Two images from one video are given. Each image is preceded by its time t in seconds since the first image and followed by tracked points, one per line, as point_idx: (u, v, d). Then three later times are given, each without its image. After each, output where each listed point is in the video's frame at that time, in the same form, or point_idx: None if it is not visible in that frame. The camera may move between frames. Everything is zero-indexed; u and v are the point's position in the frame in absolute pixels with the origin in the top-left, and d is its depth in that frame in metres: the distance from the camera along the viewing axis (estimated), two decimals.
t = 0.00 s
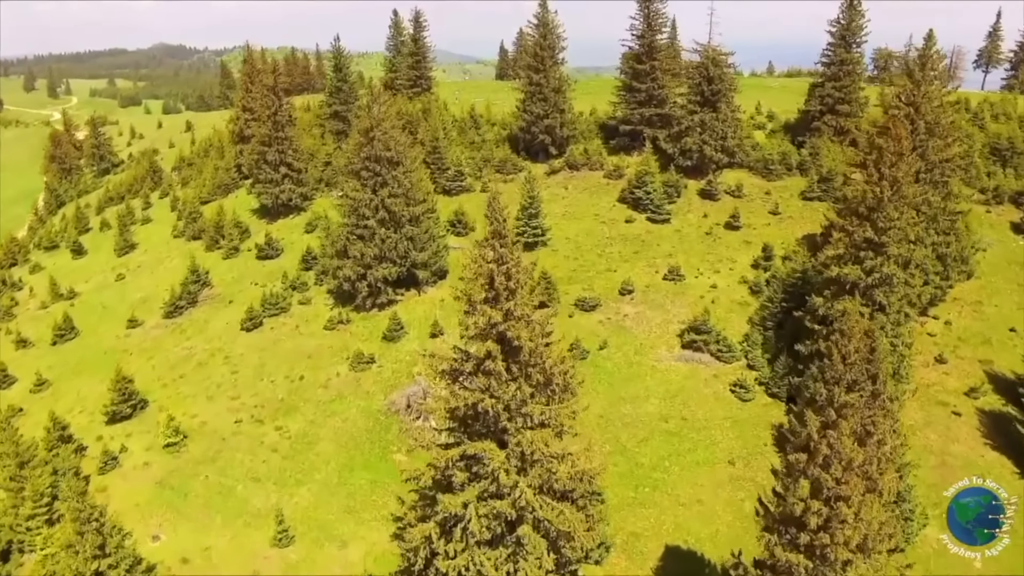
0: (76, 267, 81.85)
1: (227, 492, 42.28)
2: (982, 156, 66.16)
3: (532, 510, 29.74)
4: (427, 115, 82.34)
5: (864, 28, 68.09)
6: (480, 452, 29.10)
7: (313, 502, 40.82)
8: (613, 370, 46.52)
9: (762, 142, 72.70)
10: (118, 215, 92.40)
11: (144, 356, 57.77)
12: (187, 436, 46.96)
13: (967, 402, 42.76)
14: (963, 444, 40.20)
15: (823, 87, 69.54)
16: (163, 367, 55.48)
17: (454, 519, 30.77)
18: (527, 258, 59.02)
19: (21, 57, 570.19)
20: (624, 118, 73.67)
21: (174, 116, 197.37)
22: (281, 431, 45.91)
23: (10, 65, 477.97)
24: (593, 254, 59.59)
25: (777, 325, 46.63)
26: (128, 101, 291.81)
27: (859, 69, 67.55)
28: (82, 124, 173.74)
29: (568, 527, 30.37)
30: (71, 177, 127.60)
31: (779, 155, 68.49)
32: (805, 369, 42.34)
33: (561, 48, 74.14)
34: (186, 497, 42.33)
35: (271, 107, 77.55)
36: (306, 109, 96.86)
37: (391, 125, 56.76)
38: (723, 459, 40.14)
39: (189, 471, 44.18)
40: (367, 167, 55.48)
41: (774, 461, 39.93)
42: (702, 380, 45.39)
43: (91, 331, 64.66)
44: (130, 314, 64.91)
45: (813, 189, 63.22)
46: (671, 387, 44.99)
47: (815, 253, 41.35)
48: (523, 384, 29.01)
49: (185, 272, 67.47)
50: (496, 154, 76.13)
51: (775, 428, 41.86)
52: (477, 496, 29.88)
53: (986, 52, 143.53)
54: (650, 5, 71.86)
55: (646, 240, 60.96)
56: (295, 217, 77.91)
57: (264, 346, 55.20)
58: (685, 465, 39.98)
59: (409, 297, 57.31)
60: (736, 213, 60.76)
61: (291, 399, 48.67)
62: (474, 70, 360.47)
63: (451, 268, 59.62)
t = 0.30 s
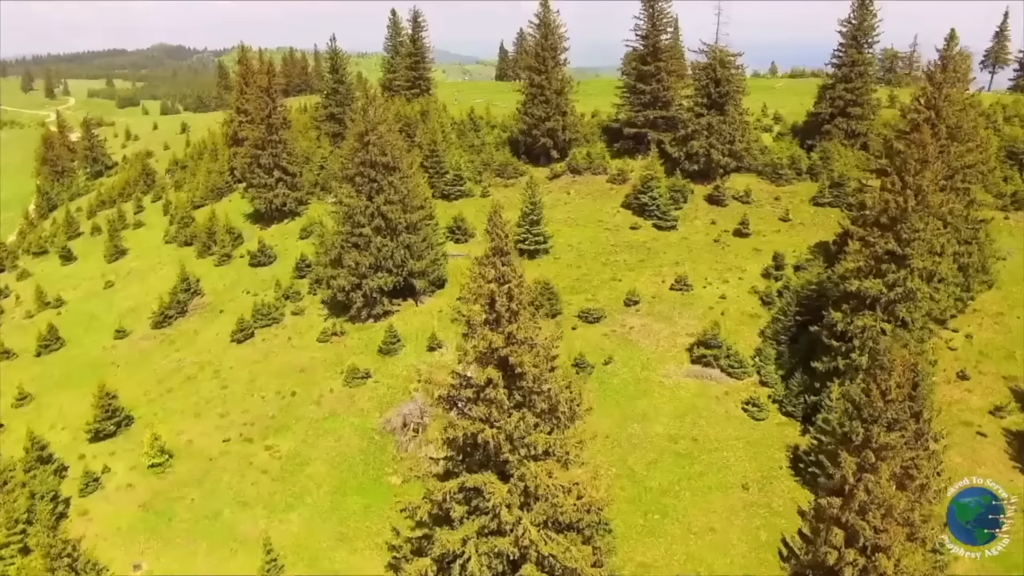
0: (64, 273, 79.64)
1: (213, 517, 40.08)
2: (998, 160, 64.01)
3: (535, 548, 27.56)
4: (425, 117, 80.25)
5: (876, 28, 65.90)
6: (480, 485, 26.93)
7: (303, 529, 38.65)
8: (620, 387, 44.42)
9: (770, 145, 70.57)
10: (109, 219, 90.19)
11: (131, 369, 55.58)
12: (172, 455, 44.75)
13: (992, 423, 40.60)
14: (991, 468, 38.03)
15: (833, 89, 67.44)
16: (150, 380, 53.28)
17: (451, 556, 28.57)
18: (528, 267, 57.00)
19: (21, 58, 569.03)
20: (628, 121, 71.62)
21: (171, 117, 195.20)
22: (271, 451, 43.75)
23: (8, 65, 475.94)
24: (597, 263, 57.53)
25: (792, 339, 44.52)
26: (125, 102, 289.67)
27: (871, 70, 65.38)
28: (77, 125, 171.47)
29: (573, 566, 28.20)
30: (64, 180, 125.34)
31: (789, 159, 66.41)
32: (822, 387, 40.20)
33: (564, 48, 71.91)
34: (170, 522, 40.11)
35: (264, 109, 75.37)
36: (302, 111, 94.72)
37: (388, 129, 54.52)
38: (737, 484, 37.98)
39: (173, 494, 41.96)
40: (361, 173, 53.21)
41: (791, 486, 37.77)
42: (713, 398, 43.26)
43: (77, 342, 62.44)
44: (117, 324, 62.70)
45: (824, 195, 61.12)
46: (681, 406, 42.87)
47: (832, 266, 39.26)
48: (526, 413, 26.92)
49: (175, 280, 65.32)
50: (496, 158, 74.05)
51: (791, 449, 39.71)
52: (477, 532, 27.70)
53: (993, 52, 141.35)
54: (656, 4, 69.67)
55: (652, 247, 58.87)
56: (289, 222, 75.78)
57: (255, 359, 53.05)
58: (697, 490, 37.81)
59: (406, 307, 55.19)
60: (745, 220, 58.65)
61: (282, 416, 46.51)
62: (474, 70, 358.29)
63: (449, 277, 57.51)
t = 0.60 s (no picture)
0: (53, 280, 77.47)
1: (198, 544, 37.92)
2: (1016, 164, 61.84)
3: None
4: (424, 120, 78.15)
5: (889, 28, 63.78)
6: (480, 525, 24.80)
7: (293, 558, 36.53)
8: (627, 406, 42.39)
9: (779, 148, 68.46)
10: (99, 224, 87.97)
11: (117, 383, 53.39)
12: (157, 477, 42.54)
13: (1020, 445, 38.50)
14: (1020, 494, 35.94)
15: (845, 91, 65.36)
16: (136, 395, 51.09)
17: None
18: (531, 278, 54.93)
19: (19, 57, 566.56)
20: (633, 123, 69.68)
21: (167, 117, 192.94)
22: (260, 473, 41.62)
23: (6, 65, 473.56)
24: (602, 272, 55.45)
25: (807, 355, 42.39)
26: (123, 104, 287.57)
27: (884, 71, 63.25)
28: (72, 126, 169.12)
29: None
30: (57, 183, 123.05)
31: (798, 164, 64.30)
32: (840, 407, 38.07)
33: (566, 48, 69.71)
34: (152, 549, 37.93)
35: (258, 112, 73.19)
36: (298, 113, 92.55)
37: (384, 133, 52.30)
38: (752, 511, 35.82)
39: (156, 519, 39.75)
40: (356, 179, 50.97)
41: (809, 513, 35.62)
42: (725, 418, 41.14)
43: (63, 353, 60.24)
44: (104, 335, 60.51)
45: (836, 201, 59.05)
46: (691, 425, 40.79)
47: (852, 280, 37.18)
48: (531, 447, 25.14)
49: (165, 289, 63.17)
50: (497, 162, 71.95)
51: (808, 473, 37.55)
52: (477, 573, 25.59)
53: (1000, 52, 139.18)
54: (661, 3, 67.66)
55: (658, 255, 56.79)
56: (284, 228, 73.63)
57: (245, 373, 50.89)
58: (710, 517, 35.66)
59: (403, 318, 53.08)
60: (755, 226, 56.56)
61: (272, 435, 44.39)
62: (473, 70, 356.42)
63: (448, 287, 55.43)
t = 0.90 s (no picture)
0: (41, 287, 75.29)
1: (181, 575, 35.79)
2: None
3: None
4: (423, 122, 76.11)
5: (904, 28, 61.59)
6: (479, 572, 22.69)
7: None
8: (635, 425, 40.34)
9: (789, 152, 66.36)
10: (90, 229, 85.76)
11: (103, 398, 51.26)
12: (140, 500, 40.40)
13: None
14: None
15: (857, 93, 63.30)
16: (122, 411, 48.95)
17: None
18: (533, 288, 52.85)
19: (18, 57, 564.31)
20: (637, 126, 67.69)
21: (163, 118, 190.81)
22: (248, 497, 39.51)
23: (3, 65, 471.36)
24: (607, 282, 53.38)
25: (825, 372, 40.25)
26: (121, 104, 285.58)
27: (898, 73, 61.13)
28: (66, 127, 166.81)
29: None
30: (49, 185, 120.84)
31: (809, 168, 62.18)
32: (861, 429, 35.96)
33: (569, 49, 67.60)
34: None
35: (251, 114, 71.00)
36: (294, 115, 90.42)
37: (380, 137, 50.08)
38: (769, 541, 33.65)
39: (138, 546, 37.59)
40: (350, 185, 48.76)
41: (830, 544, 33.42)
42: (738, 439, 39.08)
43: (47, 365, 58.07)
44: (91, 346, 58.35)
45: (849, 207, 57.00)
46: (702, 447, 38.74)
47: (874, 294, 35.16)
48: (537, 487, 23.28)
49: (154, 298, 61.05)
50: (498, 166, 69.80)
51: (828, 500, 35.40)
52: None
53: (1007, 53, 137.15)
54: (667, 3, 65.68)
55: (665, 264, 54.75)
56: (278, 233, 71.51)
57: (235, 388, 48.80)
58: (724, 548, 33.50)
59: (400, 330, 50.96)
60: (766, 233, 54.50)
61: (262, 455, 42.27)
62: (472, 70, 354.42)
63: (447, 297, 53.39)
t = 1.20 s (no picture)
0: (28, 295, 73.13)
1: None
2: None
3: None
4: (421, 125, 74.09)
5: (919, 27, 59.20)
6: None
7: None
8: (644, 447, 38.32)
9: (799, 156, 64.29)
10: (80, 234, 83.58)
11: (87, 414, 49.11)
12: (122, 526, 38.29)
13: None
14: None
15: (870, 95, 61.29)
16: (106, 428, 46.81)
17: None
18: (536, 300, 50.82)
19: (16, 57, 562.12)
20: (643, 129, 65.62)
21: (160, 118, 188.69)
22: (236, 524, 37.39)
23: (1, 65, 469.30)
24: (612, 292, 51.35)
25: (843, 390, 38.19)
26: (119, 105, 283.53)
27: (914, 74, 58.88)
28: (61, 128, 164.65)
29: None
30: (41, 188, 118.69)
31: (821, 172, 60.10)
32: (885, 454, 33.83)
33: (572, 49, 65.43)
34: None
35: (244, 117, 68.79)
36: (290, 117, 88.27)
37: (375, 141, 47.84)
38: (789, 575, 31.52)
39: None
40: (344, 192, 46.47)
41: None
42: (753, 462, 37.01)
43: (31, 378, 55.93)
44: (76, 358, 56.19)
45: (863, 214, 54.96)
46: (715, 471, 36.73)
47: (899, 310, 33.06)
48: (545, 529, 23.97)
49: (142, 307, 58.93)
50: (498, 170, 67.75)
51: (850, 529, 33.26)
52: None
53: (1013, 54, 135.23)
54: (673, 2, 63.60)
55: (673, 273, 52.70)
56: (272, 239, 69.39)
57: (225, 404, 46.62)
58: None
59: (397, 343, 48.88)
60: (777, 241, 52.45)
61: (251, 478, 40.16)
62: (472, 70, 352.34)
63: (446, 308, 51.36)
